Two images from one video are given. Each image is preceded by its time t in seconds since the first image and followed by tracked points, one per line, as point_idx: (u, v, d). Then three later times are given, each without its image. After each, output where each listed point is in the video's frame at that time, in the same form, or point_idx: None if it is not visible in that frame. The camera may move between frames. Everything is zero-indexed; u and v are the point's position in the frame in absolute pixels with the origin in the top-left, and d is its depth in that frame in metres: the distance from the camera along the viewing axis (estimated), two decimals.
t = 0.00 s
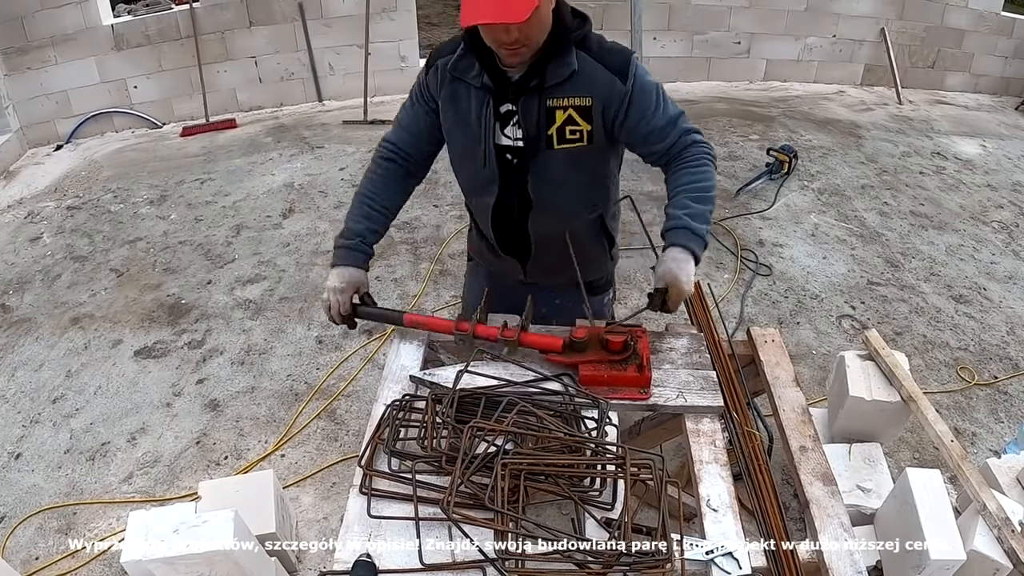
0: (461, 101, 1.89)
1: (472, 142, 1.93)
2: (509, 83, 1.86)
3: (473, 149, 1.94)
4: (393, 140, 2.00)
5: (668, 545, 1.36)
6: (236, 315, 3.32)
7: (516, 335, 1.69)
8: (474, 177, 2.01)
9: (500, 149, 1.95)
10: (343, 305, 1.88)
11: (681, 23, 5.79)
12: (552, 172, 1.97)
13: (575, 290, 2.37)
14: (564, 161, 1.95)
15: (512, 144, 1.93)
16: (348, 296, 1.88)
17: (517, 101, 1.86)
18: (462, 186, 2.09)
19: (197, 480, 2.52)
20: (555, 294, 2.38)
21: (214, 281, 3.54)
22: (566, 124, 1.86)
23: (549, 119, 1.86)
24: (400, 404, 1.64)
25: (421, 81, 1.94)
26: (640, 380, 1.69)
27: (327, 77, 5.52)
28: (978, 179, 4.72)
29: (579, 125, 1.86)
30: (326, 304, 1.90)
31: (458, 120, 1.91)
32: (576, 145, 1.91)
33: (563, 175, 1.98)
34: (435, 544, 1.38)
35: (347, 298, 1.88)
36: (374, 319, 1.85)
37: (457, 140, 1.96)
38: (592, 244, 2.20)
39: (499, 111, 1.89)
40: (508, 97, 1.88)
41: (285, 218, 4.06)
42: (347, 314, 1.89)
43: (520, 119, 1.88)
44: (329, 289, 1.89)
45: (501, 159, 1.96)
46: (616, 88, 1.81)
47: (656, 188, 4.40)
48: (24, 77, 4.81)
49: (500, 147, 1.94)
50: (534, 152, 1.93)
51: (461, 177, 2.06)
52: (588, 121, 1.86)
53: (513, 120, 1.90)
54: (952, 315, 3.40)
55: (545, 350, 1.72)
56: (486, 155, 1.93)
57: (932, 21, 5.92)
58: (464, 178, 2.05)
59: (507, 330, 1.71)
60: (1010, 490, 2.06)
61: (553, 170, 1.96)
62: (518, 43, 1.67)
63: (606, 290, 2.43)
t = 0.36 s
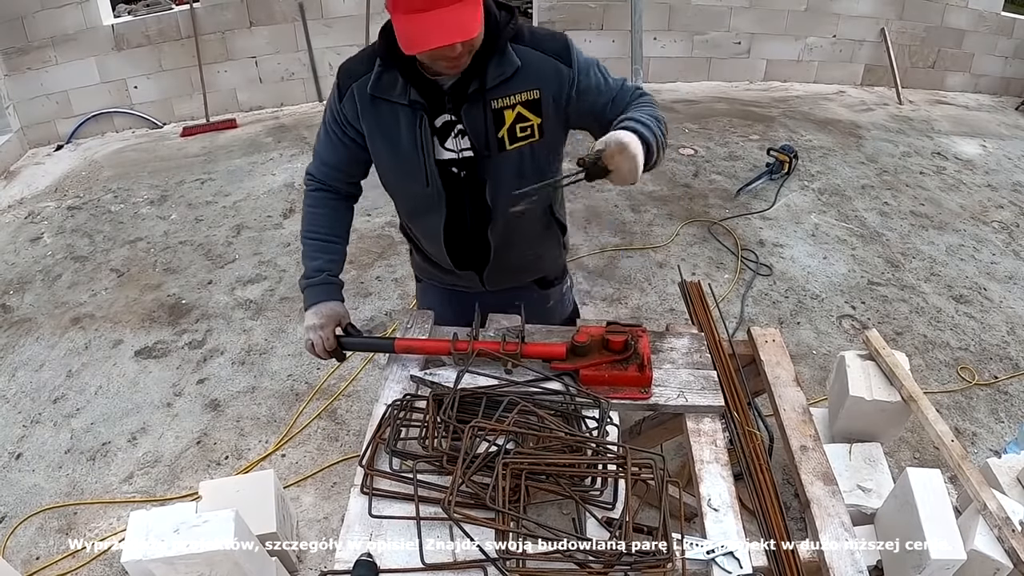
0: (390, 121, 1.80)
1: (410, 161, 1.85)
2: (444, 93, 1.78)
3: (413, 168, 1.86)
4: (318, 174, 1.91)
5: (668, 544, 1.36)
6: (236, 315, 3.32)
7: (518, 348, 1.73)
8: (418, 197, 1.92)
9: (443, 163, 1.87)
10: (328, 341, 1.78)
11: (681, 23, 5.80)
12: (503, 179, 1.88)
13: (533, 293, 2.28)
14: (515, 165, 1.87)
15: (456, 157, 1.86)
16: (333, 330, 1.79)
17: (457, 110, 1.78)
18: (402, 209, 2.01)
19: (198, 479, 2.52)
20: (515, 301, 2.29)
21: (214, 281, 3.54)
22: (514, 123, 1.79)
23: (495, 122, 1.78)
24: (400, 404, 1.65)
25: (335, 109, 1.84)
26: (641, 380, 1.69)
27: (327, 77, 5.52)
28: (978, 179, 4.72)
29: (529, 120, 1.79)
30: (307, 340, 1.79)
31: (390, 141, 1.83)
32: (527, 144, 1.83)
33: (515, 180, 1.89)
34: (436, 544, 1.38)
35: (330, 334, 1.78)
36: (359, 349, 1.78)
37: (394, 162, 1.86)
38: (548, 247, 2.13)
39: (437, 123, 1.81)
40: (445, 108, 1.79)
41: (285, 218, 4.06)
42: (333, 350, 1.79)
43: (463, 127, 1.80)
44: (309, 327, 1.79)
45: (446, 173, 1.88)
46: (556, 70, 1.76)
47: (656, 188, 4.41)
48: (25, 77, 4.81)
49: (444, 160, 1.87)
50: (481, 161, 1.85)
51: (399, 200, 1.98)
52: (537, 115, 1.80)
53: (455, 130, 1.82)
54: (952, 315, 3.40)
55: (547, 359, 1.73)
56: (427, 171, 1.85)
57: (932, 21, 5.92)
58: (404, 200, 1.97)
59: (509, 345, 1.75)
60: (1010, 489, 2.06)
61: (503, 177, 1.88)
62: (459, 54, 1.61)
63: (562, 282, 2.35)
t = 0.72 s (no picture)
0: (358, 118, 1.69)
1: (375, 163, 1.74)
2: (411, 93, 1.66)
3: (379, 170, 1.75)
4: (309, 176, 1.84)
5: (669, 545, 1.36)
6: (236, 315, 3.32)
7: (518, 349, 1.71)
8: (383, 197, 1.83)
9: (408, 166, 1.76)
10: (327, 340, 1.77)
11: (681, 24, 5.80)
12: (462, 185, 1.77)
13: (512, 295, 2.24)
14: (472, 171, 1.74)
15: (420, 161, 1.74)
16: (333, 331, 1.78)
17: (419, 112, 1.66)
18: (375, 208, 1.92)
19: (198, 479, 2.52)
20: (494, 304, 2.25)
21: (214, 281, 3.54)
22: (468, 133, 1.65)
23: (450, 129, 1.65)
24: (401, 404, 1.65)
25: (316, 104, 1.73)
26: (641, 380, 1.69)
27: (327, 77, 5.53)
28: (978, 179, 4.72)
29: (482, 133, 1.65)
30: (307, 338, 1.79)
31: (360, 141, 1.72)
32: (483, 155, 1.69)
33: (474, 188, 1.78)
34: (436, 544, 1.38)
35: (330, 334, 1.77)
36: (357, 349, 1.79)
37: (359, 161, 1.76)
38: (516, 251, 2.04)
39: (401, 125, 1.69)
40: (411, 109, 1.67)
41: (285, 218, 4.06)
42: (333, 349, 1.79)
43: (423, 130, 1.68)
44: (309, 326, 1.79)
45: (410, 177, 1.78)
46: (511, 97, 1.56)
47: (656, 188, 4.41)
48: (25, 77, 4.81)
49: (408, 163, 1.75)
50: (441, 166, 1.73)
51: (371, 200, 1.88)
52: (491, 129, 1.64)
53: (416, 133, 1.70)
54: (952, 315, 3.40)
55: (547, 359, 1.72)
56: (393, 175, 1.74)
57: (931, 21, 5.92)
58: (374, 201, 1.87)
59: (509, 346, 1.73)
60: (1011, 490, 2.06)
61: (464, 184, 1.77)
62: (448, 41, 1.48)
63: (544, 286, 2.34)
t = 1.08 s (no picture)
0: (400, 118, 1.72)
1: (417, 160, 1.78)
2: (457, 91, 1.70)
3: (421, 167, 1.79)
4: (318, 167, 1.82)
5: (668, 546, 1.36)
6: (236, 315, 3.32)
7: (519, 348, 1.72)
8: (418, 196, 1.86)
9: (450, 164, 1.82)
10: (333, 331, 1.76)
11: (681, 24, 5.80)
12: (509, 181, 1.85)
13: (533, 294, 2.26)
14: (521, 166, 1.83)
15: (463, 158, 1.80)
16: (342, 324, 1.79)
17: (470, 111, 1.72)
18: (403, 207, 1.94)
19: (198, 480, 2.52)
20: (514, 304, 2.26)
21: (214, 281, 3.54)
22: (524, 129, 1.74)
23: (506, 126, 1.73)
24: (400, 404, 1.64)
25: (341, 102, 1.72)
26: (641, 380, 1.69)
27: (327, 77, 5.53)
28: (978, 179, 4.72)
29: (539, 129, 1.75)
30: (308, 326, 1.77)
31: (399, 138, 1.75)
32: (535, 150, 1.80)
33: (518, 182, 1.87)
34: (436, 544, 1.38)
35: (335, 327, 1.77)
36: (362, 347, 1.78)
37: (398, 160, 1.79)
38: (541, 245, 2.10)
39: (447, 123, 1.74)
40: (457, 107, 1.72)
41: (285, 218, 4.07)
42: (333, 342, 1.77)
43: (474, 128, 1.74)
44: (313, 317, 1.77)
45: (453, 174, 1.83)
46: (569, 96, 1.74)
47: (656, 189, 4.41)
48: (25, 77, 4.80)
49: (451, 161, 1.81)
50: (490, 163, 1.80)
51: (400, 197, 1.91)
52: (546, 124, 1.75)
53: (463, 132, 1.76)
54: (952, 315, 3.40)
55: (547, 359, 1.73)
56: (435, 173, 1.79)
57: (932, 21, 5.92)
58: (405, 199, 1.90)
59: (509, 345, 1.74)
60: (1011, 489, 2.06)
61: (511, 179, 1.85)
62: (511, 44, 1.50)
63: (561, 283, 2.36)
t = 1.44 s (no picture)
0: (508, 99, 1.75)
1: (520, 141, 1.81)
2: (564, 80, 1.77)
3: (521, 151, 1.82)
4: (409, 144, 1.74)
5: (668, 546, 1.36)
6: (236, 315, 3.32)
7: (519, 348, 1.72)
8: (510, 181, 1.88)
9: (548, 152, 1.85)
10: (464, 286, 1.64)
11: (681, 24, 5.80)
12: (603, 172, 1.91)
13: (584, 298, 2.27)
14: (610, 160, 1.89)
15: (561, 146, 1.84)
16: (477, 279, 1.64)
17: (575, 100, 1.78)
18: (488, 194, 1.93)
19: (198, 480, 2.52)
20: (568, 306, 2.27)
21: (214, 281, 3.54)
22: (621, 123, 1.81)
23: (607, 117, 1.79)
24: (400, 404, 1.64)
25: (447, 79, 1.72)
26: (641, 380, 1.69)
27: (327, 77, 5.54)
28: (978, 179, 4.72)
29: (633, 125, 1.83)
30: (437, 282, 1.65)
31: (507, 118, 1.77)
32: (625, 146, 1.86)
33: (607, 176, 1.94)
34: (436, 544, 1.38)
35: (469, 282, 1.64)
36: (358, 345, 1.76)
37: (498, 143, 1.81)
38: (607, 245, 2.17)
39: (554, 108, 1.79)
40: (563, 95, 1.79)
41: (285, 219, 4.07)
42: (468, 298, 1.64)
43: (577, 118, 1.80)
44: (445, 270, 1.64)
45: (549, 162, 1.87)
46: (659, 102, 1.85)
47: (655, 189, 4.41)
48: (25, 77, 4.79)
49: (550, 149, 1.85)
50: (587, 153, 1.86)
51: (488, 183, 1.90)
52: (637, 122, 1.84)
53: (565, 120, 1.81)
54: (952, 315, 3.40)
55: (547, 359, 1.73)
56: (535, 158, 1.83)
57: (931, 21, 5.92)
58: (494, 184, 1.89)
59: (509, 345, 1.74)
60: (1011, 490, 2.06)
61: (601, 172, 1.90)
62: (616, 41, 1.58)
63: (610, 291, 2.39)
